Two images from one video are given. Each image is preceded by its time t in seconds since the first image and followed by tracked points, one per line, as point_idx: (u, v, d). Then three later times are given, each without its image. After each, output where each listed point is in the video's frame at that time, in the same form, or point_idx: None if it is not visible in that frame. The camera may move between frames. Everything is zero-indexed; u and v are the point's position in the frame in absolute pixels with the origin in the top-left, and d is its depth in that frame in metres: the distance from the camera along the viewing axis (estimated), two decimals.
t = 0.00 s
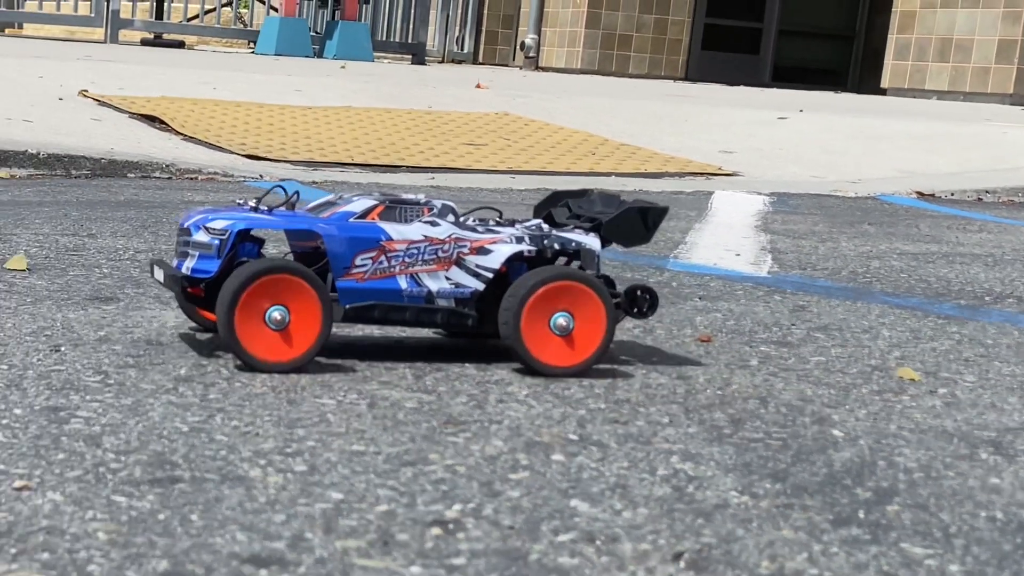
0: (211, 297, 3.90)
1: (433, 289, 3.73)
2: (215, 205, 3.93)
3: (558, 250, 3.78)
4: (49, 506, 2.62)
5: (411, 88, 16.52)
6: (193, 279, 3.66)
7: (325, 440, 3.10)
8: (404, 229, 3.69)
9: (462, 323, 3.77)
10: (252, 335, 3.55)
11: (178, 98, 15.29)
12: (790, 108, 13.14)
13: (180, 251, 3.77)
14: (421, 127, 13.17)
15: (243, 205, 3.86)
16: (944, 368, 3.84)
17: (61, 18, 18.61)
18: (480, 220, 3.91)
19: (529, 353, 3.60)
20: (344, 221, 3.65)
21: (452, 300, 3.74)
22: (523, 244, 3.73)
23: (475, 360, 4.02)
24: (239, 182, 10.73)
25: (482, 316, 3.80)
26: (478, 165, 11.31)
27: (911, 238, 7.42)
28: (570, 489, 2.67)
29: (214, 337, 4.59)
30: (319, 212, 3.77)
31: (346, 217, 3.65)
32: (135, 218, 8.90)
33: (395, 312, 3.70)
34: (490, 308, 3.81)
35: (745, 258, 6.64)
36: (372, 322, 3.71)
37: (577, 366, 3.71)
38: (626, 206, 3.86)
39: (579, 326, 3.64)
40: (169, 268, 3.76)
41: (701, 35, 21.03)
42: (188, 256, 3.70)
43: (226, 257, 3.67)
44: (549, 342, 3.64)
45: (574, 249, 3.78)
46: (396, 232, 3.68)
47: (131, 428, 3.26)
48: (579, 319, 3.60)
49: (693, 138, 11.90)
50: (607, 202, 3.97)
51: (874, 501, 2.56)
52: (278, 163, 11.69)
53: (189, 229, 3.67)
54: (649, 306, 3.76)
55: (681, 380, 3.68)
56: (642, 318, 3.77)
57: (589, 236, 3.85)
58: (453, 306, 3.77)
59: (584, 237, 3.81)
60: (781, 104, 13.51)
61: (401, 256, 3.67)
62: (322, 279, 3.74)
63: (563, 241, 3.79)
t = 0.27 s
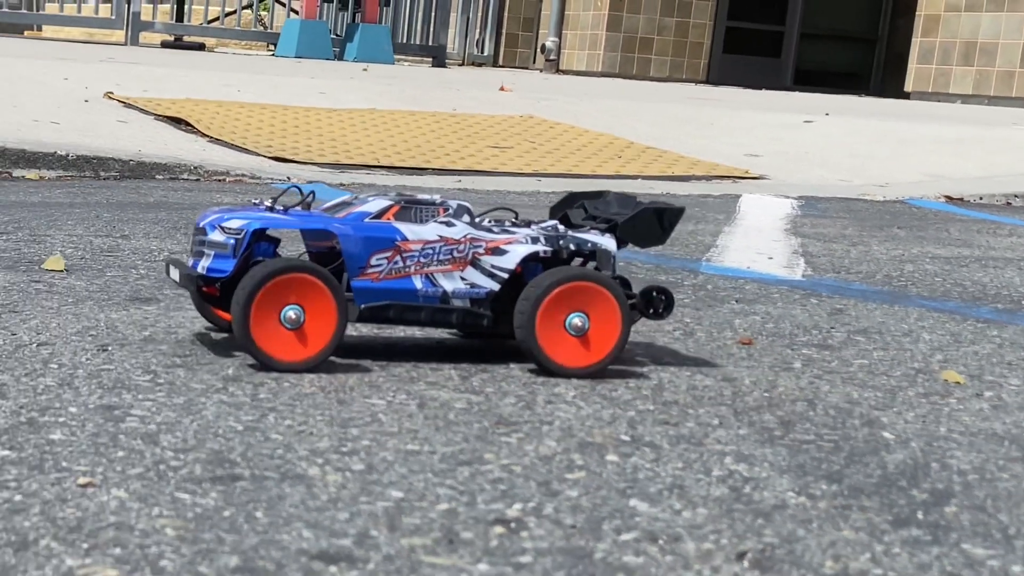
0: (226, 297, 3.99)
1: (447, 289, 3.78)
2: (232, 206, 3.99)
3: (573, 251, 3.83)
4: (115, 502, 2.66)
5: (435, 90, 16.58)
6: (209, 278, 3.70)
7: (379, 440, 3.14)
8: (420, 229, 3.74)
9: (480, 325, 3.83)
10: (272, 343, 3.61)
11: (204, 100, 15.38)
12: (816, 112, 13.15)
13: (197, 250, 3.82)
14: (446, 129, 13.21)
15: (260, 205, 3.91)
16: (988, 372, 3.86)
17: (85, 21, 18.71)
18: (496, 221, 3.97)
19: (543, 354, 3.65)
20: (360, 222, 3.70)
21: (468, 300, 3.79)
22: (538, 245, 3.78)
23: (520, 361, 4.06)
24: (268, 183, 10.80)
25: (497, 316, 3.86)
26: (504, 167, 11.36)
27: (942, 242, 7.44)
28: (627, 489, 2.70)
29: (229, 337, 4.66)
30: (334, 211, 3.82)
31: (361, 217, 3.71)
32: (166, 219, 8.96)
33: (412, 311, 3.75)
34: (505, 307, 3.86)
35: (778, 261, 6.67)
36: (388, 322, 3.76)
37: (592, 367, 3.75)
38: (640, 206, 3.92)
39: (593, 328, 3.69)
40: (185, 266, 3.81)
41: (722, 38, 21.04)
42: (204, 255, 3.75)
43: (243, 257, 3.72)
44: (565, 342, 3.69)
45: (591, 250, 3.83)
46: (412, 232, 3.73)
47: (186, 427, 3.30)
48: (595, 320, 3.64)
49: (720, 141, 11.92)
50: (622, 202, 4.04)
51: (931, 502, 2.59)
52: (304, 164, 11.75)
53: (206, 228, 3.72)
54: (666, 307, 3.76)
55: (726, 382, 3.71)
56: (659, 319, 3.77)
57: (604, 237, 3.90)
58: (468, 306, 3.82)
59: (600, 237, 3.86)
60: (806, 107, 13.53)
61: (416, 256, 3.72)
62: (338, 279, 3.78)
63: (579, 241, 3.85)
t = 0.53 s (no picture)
0: (240, 296, 4.05)
1: (462, 289, 3.88)
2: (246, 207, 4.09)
3: (588, 251, 3.92)
4: (179, 499, 2.70)
5: (457, 92, 16.63)
6: (224, 277, 3.80)
7: (433, 439, 3.18)
8: (434, 229, 3.85)
9: (493, 324, 3.93)
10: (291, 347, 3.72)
11: (227, 102, 15.45)
12: (841, 115, 13.16)
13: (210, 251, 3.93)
14: (470, 132, 13.27)
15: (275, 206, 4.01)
16: None
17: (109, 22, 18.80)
18: (510, 222, 4.08)
19: (559, 356, 3.72)
20: (374, 221, 3.81)
21: (482, 299, 3.90)
22: (553, 245, 3.89)
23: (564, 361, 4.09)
24: (296, 184, 10.85)
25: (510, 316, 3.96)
26: (530, 170, 11.39)
27: (973, 245, 7.46)
28: (684, 488, 2.72)
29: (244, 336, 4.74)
30: (349, 212, 3.94)
31: (375, 217, 3.82)
32: (197, 220, 9.00)
33: (425, 312, 3.86)
34: (521, 308, 3.97)
35: (810, 264, 6.70)
36: (402, 322, 3.87)
37: (605, 368, 3.81)
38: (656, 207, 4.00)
39: (607, 328, 3.75)
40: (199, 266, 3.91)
41: (743, 41, 21.02)
42: (218, 255, 3.85)
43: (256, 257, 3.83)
44: (580, 343, 3.75)
45: (606, 250, 3.92)
46: (426, 232, 3.84)
47: (240, 425, 3.34)
48: (609, 320, 3.71)
49: (744, 144, 11.94)
50: (638, 203, 4.12)
51: (987, 503, 2.62)
52: (330, 165, 11.80)
53: (220, 228, 3.82)
54: (681, 307, 3.83)
55: (771, 384, 3.75)
56: (674, 319, 3.85)
57: (619, 237, 3.99)
58: (483, 306, 3.93)
59: (614, 238, 3.95)
60: (831, 110, 13.54)
61: (431, 256, 3.83)
62: (353, 278, 3.89)
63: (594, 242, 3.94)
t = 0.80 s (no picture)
0: (254, 296, 4.11)
1: (476, 290, 3.96)
2: (262, 206, 4.18)
3: (602, 251, 3.97)
4: (242, 497, 2.74)
5: (479, 94, 16.67)
6: (239, 276, 3.90)
7: (485, 439, 3.21)
8: (449, 230, 3.93)
9: (506, 325, 4.00)
10: (314, 349, 3.83)
11: (251, 104, 15.52)
12: (865, 117, 13.17)
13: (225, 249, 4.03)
14: (492, 134, 13.31)
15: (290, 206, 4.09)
16: None
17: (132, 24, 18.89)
18: (524, 223, 4.15)
19: (575, 357, 3.78)
20: (388, 222, 3.89)
21: (496, 300, 3.97)
22: (567, 245, 3.96)
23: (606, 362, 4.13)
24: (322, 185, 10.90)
25: (524, 316, 4.03)
26: (555, 172, 11.43)
27: (1004, 249, 7.48)
28: (740, 489, 2.75)
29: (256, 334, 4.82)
30: (363, 212, 4.02)
31: (389, 218, 3.90)
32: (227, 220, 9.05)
33: (438, 312, 3.94)
34: (534, 308, 4.04)
35: (842, 267, 6.73)
36: (415, 322, 3.95)
37: (620, 369, 3.86)
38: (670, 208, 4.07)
39: (621, 328, 3.81)
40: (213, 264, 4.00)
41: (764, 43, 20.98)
42: (233, 254, 3.95)
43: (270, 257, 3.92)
44: (595, 344, 3.81)
45: (620, 250, 3.96)
46: (440, 233, 3.92)
47: (292, 425, 3.38)
48: (622, 320, 3.77)
49: (767, 147, 11.96)
50: (651, 204, 4.20)
51: None
52: (355, 166, 11.86)
53: (236, 228, 3.92)
54: (694, 308, 3.95)
55: (815, 386, 3.78)
56: (686, 320, 3.96)
57: (633, 238, 4.03)
58: (497, 307, 4.00)
59: (629, 238, 4.00)
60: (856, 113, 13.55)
61: (445, 257, 3.91)
62: (367, 278, 3.98)
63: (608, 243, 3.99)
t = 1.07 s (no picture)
0: (268, 295, 4.16)
1: (490, 290, 3.99)
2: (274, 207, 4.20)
3: (616, 252, 4.00)
4: (303, 496, 2.78)
5: (499, 96, 16.72)
6: (253, 276, 3.91)
7: (537, 440, 3.25)
8: (463, 230, 3.96)
9: (520, 325, 4.04)
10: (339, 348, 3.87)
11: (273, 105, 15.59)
12: (889, 119, 13.19)
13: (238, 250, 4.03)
14: (514, 136, 13.35)
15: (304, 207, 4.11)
16: None
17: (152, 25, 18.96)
18: (537, 224, 4.18)
19: (590, 359, 3.83)
20: (403, 223, 3.92)
21: (510, 301, 4.00)
22: (582, 246, 3.99)
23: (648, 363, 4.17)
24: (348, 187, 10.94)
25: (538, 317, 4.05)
26: (579, 173, 11.46)
27: None
28: (795, 491, 2.79)
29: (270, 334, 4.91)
30: (377, 213, 4.05)
31: (404, 218, 3.93)
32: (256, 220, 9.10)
33: (453, 312, 3.97)
34: (549, 310, 4.06)
35: (873, 269, 6.75)
36: (429, 323, 3.98)
37: (635, 370, 3.90)
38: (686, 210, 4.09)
39: (634, 329, 3.86)
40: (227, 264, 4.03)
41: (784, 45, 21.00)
42: (248, 254, 3.96)
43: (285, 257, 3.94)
44: (609, 346, 3.86)
45: (634, 251, 3.99)
46: (455, 233, 3.95)
47: (344, 426, 3.42)
48: (635, 321, 3.82)
49: (790, 149, 11.98)
50: (667, 206, 4.22)
51: None
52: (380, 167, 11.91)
53: (250, 228, 3.93)
54: (709, 310, 3.96)
55: (858, 389, 3.81)
56: (702, 322, 3.97)
57: (647, 238, 4.06)
58: (511, 308, 4.03)
59: (643, 240, 4.02)
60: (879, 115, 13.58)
61: (460, 257, 3.94)
62: (381, 279, 4.01)
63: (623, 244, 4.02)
